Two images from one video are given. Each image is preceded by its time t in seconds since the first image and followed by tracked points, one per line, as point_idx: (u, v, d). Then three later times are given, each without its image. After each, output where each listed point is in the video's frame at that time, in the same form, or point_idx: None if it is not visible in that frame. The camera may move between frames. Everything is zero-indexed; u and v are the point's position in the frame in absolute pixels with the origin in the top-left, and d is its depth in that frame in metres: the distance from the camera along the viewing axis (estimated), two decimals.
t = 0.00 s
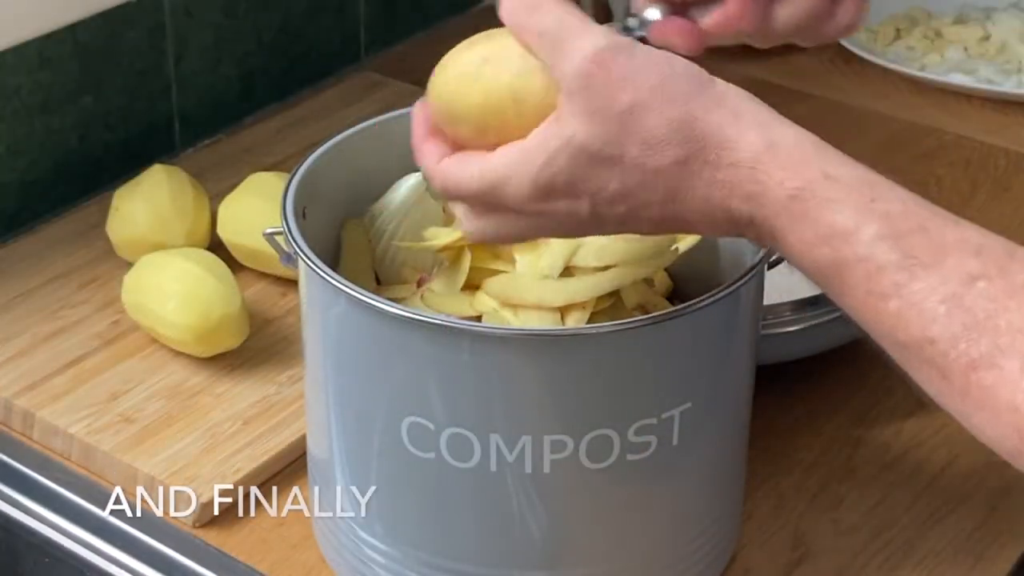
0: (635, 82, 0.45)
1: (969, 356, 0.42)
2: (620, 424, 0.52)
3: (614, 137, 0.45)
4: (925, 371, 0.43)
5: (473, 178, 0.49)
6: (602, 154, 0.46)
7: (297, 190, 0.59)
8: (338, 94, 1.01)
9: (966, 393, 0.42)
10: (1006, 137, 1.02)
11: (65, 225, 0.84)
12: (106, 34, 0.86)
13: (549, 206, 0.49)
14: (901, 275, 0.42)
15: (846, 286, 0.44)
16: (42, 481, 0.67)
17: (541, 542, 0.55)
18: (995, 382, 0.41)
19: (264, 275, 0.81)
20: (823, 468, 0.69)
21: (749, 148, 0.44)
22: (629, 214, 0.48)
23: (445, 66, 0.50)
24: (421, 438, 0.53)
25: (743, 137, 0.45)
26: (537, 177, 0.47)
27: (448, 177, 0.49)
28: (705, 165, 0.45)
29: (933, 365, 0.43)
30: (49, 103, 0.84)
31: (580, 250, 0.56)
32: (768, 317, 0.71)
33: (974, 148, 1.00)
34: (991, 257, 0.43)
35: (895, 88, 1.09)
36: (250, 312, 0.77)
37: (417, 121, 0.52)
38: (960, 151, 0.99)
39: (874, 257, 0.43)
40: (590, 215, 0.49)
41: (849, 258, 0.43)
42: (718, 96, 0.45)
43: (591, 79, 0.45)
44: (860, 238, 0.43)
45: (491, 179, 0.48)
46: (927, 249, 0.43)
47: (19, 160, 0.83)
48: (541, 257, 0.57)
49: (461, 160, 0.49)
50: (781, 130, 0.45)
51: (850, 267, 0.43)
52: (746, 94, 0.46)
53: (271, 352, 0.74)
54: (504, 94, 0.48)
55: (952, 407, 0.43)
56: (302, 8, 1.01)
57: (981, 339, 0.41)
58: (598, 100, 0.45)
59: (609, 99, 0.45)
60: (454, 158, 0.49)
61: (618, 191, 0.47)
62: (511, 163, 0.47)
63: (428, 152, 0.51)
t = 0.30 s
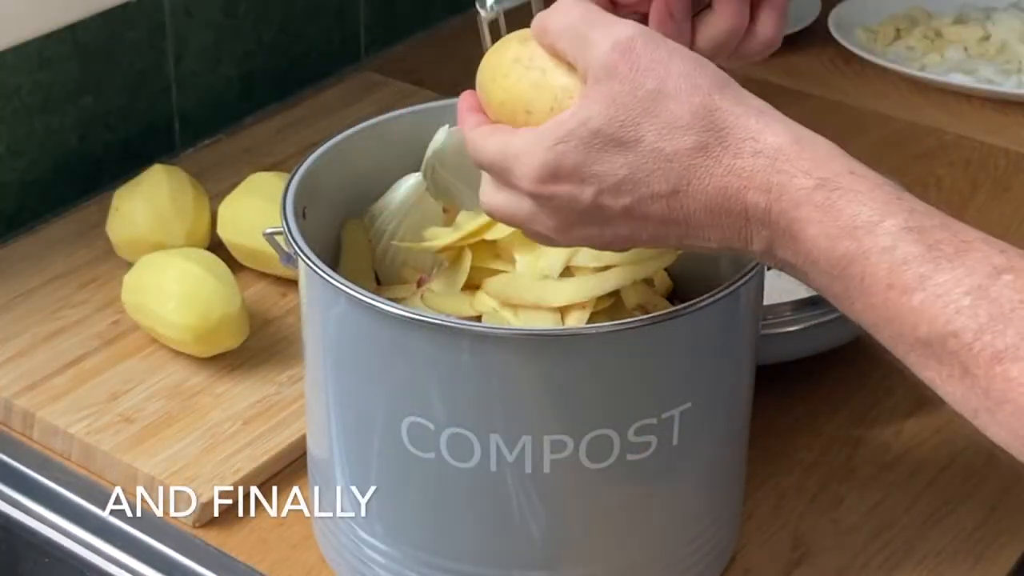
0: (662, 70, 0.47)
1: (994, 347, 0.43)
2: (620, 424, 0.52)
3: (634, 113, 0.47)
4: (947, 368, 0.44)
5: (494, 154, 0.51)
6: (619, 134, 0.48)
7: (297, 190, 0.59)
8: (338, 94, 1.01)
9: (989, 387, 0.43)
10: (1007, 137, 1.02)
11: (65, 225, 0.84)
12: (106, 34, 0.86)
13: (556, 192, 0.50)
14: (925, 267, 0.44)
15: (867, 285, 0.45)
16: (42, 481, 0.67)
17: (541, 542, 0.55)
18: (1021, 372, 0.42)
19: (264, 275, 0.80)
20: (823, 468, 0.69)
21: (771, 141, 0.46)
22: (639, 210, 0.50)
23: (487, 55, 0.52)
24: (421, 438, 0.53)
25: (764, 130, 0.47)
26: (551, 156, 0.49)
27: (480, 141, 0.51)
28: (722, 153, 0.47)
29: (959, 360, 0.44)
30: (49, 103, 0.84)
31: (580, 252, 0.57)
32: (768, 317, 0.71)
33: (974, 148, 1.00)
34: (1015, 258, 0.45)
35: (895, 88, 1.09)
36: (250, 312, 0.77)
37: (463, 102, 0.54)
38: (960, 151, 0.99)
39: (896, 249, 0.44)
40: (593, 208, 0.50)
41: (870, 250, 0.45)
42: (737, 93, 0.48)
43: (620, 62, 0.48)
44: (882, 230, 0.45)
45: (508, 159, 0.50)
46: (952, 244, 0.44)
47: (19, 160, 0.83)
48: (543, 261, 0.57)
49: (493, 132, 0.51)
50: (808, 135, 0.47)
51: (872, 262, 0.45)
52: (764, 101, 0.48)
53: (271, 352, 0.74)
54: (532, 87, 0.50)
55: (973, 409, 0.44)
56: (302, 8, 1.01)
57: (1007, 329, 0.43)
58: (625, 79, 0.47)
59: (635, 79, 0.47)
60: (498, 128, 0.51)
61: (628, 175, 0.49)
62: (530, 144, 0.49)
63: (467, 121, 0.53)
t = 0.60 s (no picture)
0: (632, 31, 0.45)
1: (970, 297, 0.39)
2: (620, 424, 0.52)
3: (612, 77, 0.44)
4: (925, 318, 0.41)
5: (468, 150, 0.47)
6: (601, 103, 0.44)
7: (297, 190, 0.59)
8: (338, 94, 1.01)
9: (966, 336, 0.40)
10: (1007, 137, 1.02)
11: (65, 225, 0.84)
12: (106, 34, 0.86)
13: (538, 172, 0.47)
14: (903, 216, 0.41)
15: (844, 236, 0.42)
16: (42, 481, 0.67)
17: (541, 542, 0.55)
18: (997, 322, 0.39)
19: (264, 275, 0.80)
20: (823, 468, 0.69)
21: (752, 92, 0.44)
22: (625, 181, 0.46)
23: (453, 63, 0.52)
24: (421, 438, 0.53)
25: (747, 83, 0.44)
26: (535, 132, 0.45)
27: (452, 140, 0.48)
28: (707, 108, 0.44)
29: (935, 312, 0.41)
30: (49, 103, 0.84)
31: (579, 250, 0.56)
32: (768, 317, 0.71)
33: (974, 148, 1.00)
34: (995, 208, 0.41)
35: (895, 88, 1.09)
36: (250, 312, 0.77)
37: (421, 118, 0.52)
38: (960, 151, 0.99)
39: (875, 196, 0.41)
40: (579, 184, 0.47)
41: (849, 200, 0.42)
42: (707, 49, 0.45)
43: (590, 29, 0.45)
44: (863, 177, 0.42)
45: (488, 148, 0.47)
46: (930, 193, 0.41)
47: (19, 160, 0.83)
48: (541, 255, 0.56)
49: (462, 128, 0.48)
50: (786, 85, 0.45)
51: (850, 210, 0.42)
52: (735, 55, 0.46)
53: (271, 352, 0.74)
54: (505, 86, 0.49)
55: (952, 357, 0.41)
56: (302, 8, 1.01)
57: (984, 279, 0.39)
58: (597, 46, 0.45)
59: (608, 44, 0.45)
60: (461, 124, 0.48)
61: (613, 145, 0.45)
62: (508, 126, 0.46)
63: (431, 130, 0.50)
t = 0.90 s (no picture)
0: (607, 55, 0.46)
1: (946, 301, 0.40)
2: (620, 423, 0.52)
3: (597, 108, 0.46)
4: (904, 316, 0.41)
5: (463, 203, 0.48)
6: (591, 132, 0.46)
7: (297, 190, 0.59)
8: (338, 94, 1.01)
9: (945, 334, 0.40)
10: (1006, 137, 1.02)
11: (65, 225, 0.84)
12: (106, 34, 0.86)
13: (542, 196, 0.49)
14: (879, 220, 0.41)
15: (827, 237, 0.43)
16: (42, 481, 0.67)
17: (542, 542, 0.55)
18: (972, 324, 0.39)
19: (264, 275, 0.80)
20: (822, 468, 0.69)
21: (734, 96, 0.45)
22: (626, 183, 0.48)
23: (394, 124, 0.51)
24: (421, 438, 0.53)
25: (728, 88, 0.45)
26: (530, 165, 0.47)
27: (435, 207, 0.49)
28: (692, 121, 0.45)
29: (914, 314, 0.41)
30: (49, 103, 0.84)
31: (579, 251, 0.56)
32: (768, 317, 0.71)
33: (974, 148, 1.00)
34: (970, 205, 0.41)
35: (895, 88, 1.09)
36: (250, 312, 0.77)
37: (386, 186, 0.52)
38: (960, 151, 0.99)
39: (852, 202, 0.42)
40: (587, 201, 0.49)
41: (828, 204, 0.42)
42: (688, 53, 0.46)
43: (563, 61, 0.46)
44: (840, 182, 0.42)
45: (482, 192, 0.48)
46: (907, 194, 0.41)
47: (19, 160, 0.83)
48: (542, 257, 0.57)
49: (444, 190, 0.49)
50: (770, 84, 0.46)
51: (830, 214, 0.42)
52: (713, 53, 0.47)
53: (271, 352, 0.74)
54: (473, 126, 0.49)
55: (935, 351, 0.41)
56: (302, 8, 1.01)
57: (957, 283, 0.40)
58: (574, 78, 0.46)
59: (587, 75, 0.46)
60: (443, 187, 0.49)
61: (613, 165, 0.47)
62: (499, 162, 0.47)
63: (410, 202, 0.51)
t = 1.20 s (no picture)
0: (631, 76, 0.46)
1: (982, 341, 0.42)
2: (620, 424, 0.52)
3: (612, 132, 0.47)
4: (939, 359, 0.43)
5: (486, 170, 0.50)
6: (606, 151, 0.47)
7: (297, 190, 0.59)
8: (338, 94, 1.01)
9: (979, 379, 0.42)
10: (1006, 137, 1.02)
11: (65, 225, 0.84)
12: (106, 34, 0.86)
13: (553, 209, 0.50)
14: (912, 261, 0.43)
15: (856, 275, 0.44)
16: (42, 481, 0.67)
17: (542, 542, 0.55)
18: (1010, 367, 0.41)
19: (264, 275, 0.80)
20: (822, 469, 0.69)
21: (753, 136, 0.46)
22: (635, 211, 0.49)
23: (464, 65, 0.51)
24: (421, 438, 0.53)
25: (747, 127, 0.46)
26: (543, 180, 0.48)
27: (468, 153, 0.50)
28: (710, 156, 0.46)
29: (949, 355, 0.43)
30: (49, 103, 0.84)
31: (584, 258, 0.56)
32: (768, 317, 0.71)
33: (974, 148, 1.00)
34: (1003, 245, 0.43)
35: (895, 88, 1.09)
36: (250, 312, 0.77)
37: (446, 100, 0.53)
38: (960, 151, 0.99)
39: (884, 243, 0.43)
40: (595, 222, 0.50)
41: (858, 245, 0.44)
42: (714, 84, 0.47)
43: (586, 78, 0.46)
44: (870, 223, 0.43)
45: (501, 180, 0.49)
46: (939, 234, 0.43)
47: (18, 160, 0.83)
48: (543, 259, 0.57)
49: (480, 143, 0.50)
50: (791, 121, 0.46)
51: (860, 253, 0.44)
52: (741, 86, 0.47)
53: (271, 352, 0.74)
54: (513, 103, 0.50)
55: (966, 399, 0.43)
56: (301, 8, 1.01)
57: (994, 323, 0.41)
58: (598, 95, 0.46)
59: (609, 94, 0.46)
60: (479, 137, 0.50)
61: (620, 190, 0.48)
62: (519, 167, 0.48)
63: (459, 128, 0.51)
